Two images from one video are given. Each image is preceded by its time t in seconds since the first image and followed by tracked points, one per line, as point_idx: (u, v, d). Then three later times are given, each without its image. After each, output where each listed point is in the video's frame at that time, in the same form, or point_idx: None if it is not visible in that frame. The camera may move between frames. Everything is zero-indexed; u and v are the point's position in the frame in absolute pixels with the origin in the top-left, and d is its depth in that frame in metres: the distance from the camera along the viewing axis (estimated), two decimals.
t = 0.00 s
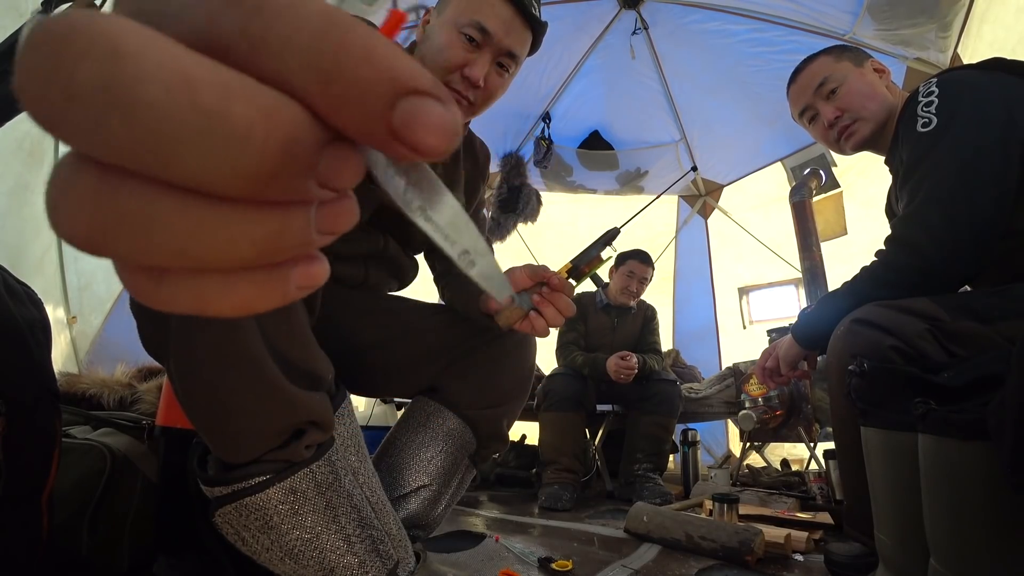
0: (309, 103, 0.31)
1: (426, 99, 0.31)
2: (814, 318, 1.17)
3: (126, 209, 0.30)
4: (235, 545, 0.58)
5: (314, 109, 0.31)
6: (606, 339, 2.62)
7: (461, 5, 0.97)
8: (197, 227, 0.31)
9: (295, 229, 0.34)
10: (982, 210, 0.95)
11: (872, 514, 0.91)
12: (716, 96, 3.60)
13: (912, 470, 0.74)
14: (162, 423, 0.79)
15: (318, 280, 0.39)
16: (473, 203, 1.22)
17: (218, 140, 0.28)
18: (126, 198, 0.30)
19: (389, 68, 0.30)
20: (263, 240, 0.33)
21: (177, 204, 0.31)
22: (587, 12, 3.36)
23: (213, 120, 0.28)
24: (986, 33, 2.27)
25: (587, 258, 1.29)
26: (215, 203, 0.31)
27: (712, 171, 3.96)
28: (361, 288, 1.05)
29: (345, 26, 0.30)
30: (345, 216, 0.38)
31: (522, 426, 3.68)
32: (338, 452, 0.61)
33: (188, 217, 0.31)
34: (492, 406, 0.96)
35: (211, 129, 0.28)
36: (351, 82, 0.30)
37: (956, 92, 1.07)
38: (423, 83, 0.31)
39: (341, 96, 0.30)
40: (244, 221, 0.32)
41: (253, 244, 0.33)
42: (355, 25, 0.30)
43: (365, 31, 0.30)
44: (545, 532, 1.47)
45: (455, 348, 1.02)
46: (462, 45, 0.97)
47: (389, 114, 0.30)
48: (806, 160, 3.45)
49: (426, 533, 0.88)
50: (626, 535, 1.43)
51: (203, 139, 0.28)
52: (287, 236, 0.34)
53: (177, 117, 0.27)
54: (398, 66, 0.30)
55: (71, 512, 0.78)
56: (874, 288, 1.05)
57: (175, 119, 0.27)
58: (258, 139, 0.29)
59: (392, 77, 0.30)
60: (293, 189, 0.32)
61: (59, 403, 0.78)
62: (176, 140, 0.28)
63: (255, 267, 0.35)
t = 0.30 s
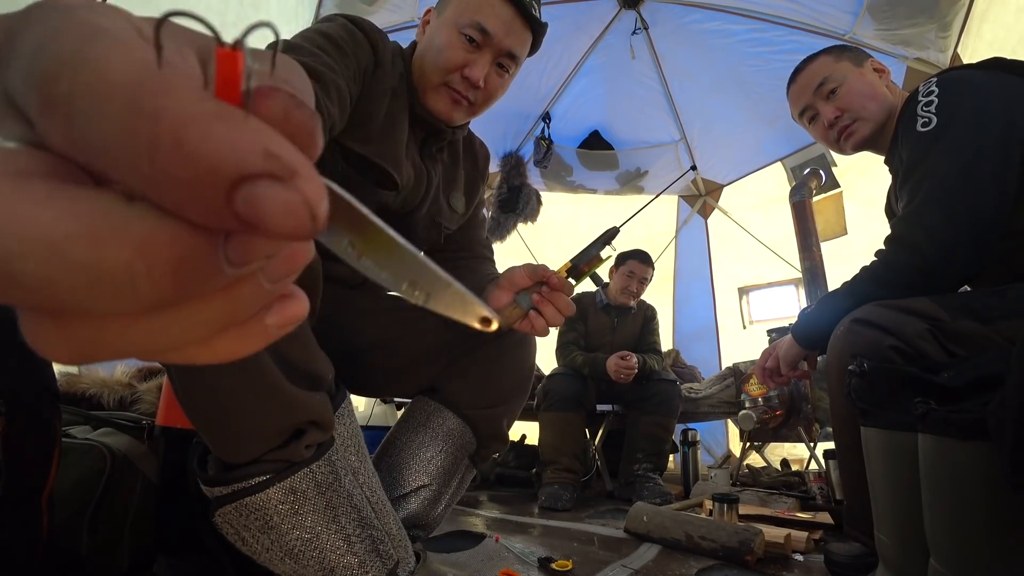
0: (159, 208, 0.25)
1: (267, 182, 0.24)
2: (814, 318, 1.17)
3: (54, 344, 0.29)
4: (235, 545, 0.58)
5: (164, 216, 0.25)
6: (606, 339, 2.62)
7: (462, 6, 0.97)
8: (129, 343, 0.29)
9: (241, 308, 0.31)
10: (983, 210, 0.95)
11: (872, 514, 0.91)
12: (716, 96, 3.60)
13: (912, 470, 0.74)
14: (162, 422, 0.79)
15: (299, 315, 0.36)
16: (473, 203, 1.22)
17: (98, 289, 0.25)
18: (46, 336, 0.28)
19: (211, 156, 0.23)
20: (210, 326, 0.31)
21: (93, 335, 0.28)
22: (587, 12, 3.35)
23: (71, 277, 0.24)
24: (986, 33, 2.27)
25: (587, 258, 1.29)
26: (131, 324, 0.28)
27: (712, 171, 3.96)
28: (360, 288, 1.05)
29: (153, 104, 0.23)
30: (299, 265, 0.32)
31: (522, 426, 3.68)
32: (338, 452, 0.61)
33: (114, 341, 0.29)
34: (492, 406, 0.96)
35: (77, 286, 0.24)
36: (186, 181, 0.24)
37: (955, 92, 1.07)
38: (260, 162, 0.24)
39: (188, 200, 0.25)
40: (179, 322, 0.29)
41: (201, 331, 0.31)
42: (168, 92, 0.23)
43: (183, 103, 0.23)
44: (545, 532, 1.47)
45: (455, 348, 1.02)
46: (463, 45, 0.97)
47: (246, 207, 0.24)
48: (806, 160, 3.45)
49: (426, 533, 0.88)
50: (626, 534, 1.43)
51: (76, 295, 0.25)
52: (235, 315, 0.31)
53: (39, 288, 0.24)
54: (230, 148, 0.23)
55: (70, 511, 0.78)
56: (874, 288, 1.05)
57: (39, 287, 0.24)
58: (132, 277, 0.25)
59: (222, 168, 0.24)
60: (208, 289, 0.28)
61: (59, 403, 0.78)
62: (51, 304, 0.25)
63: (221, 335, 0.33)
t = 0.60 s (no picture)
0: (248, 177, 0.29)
1: (359, 143, 0.28)
2: (814, 318, 1.17)
3: (139, 315, 0.31)
4: (236, 545, 0.58)
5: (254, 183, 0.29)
6: (606, 339, 2.62)
7: (461, 5, 0.97)
8: (210, 309, 0.32)
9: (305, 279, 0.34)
10: (983, 211, 0.95)
11: (871, 514, 0.91)
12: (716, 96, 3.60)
13: (912, 470, 0.74)
14: (162, 422, 0.79)
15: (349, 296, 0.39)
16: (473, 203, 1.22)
17: (193, 255, 0.28)
18: (134, 307, 0.31)
19: (304, 123, 0.27)
20: (274, 301, 0.34)
21: (180, 301, 0.31)
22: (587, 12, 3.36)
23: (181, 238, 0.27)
24: (986, 33, 2.27)
25: (587, 258, 1.29)
26: (216, 288, 0.32)
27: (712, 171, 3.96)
28: (361, 287, 1.05)
29: (249, 77, 0.28)
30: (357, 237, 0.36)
31: (522, 426, 3.68)
32: (338, 452, 0.61)
33: (199, 306, 0.32)
34: (492, 406, 0.96)
35: (185, 248, 0.28)
36: (279, 150, 0.28)
37: (955, 92, 1.07)
38: (352, 126, 0.28)
39: (277, 169, 0.28)
40: (248, 293, 0.32)
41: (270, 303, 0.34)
42: (264, 71, 0.28)
43: (277, 78, 0.28)
44: (545, 532, 1.47)
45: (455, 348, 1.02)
46: (463, 45, 0.97)
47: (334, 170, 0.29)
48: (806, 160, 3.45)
49: (425, 533, 0.88)
50: (626, 534, 1.43)
51: (180, 254, 0.28)
52: (297, 288, 0.34)
53: (151, 251, 0.27)
54: (321, 119, 0.28)
55: (71, 511, 0.78)
56: (874, 288, 1.05)
57: (148, 249, 0.27)
58: (229, 238, 0.28)
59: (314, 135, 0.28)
60: (285, 258, 0.32)
61: (59, 403, 0.78)
62: (157, 267, 0.28)
63: (281, 311, 0.36)
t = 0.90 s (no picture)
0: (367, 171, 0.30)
1: (477, 152, 0.30)
2: (814, 318, 1.17)
3: (236, 297, 0.31)
4: (236, 545, 0.58)
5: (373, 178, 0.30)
6: (606, 339, 2.62)
7: (461, 5, 0.97)
8: (301, 297, 0.33)
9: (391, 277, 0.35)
10: (983, 211, 0.95)
11: (871, 514, 0.91)
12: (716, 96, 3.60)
13: (912, 469, 0.74)
14: (162, 422, 0.79)
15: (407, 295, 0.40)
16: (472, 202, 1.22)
17: (318, 244, 0.29)
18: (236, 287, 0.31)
19: (440, 125, 0.29)
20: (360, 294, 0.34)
21: (277, 287, 0.32)
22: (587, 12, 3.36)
23: (315, 225, 0.29)
24: (986, 33, 2.27)
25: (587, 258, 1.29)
26: (312, 279, 0.32)
27: (712, 171, 3.96)
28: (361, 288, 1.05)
29: (380, 85, 0.29)
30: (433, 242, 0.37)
31: (522, 426, 3.68)
32: (338, 451, 0.61)
33: (300, 293, 0.32)
34: (492, 406, 0.96)
35: (315, 235, 0.29)
36: (410, 147, 0.30)
37: (955, 92, 1.07)
38: (472, 137, 0.30)
39: (401, 170, 0.30)
40: (340, 285, 0.33)
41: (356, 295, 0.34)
42: (394, 82, 0.29)
43: (406, 90, 0.29)
44: (545, 532, 1.47)
45: (455, 348, 1.02)
46: (463, 45, 0.97)
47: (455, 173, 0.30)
48: (806, 160, 3.45)
49: (425, 533, 0.88)
50: (626, 534, 1.43)
51: (308, 241, 0.29)
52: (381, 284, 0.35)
53: (285, 234, 0.28)
54: (452, 125, 0.30)
55: (71, 511, 0.78)
56: (874, 288, 1.05)
57: (277, 235, 0.28)
58: (356, 231, 0.30)
59: (453, 139, 0.30)
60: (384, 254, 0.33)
61: (60, 403, 0.78)
62: (282, 253, 0.29)
63: (355, 304, 0.36)
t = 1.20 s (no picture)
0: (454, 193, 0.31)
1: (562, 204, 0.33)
2: (814, 318, 1.17)
3: (298, 288, 0.30)
4: (236, 545, 0.58)
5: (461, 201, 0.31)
6: (606, 339, 2.62)
7: (461, 5, 0.97)
8: (346, 297, 0.31)
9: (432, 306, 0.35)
10: (983, 211, 0.95)
11: (871, 514, 0.91)
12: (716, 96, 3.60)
13: (912, 470, 0.74)
14: (162, 422, 0.79)
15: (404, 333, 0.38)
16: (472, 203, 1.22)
17: (415, 251, 0.30)
18: (305, 277, 0.30)
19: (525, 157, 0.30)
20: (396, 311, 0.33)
21: (335, 280, 0.30)
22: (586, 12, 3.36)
23: (419, 229, 0.29)
24: (986, 33, 2.27)
25: (587, 258, 1.29)
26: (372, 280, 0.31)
27: (712, 171, 3.96)
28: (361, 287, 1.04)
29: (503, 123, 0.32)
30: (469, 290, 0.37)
31: (522, 426, 3.68)
32: (338, 451, 0.60)
33: (360, 298, 0.31)
34: (492, 406, 0.96)
35: (415, 239, 0.29)
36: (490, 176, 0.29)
37: (955, 92, 1.07)
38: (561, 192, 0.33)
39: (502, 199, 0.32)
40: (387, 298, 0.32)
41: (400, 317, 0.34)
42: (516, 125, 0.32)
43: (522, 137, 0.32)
44: (545, 532, 1.47)
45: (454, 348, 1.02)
46: (463, 46, 0.97)
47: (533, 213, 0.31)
48: (806, 160, 3.45)
49: (426, 533, 0.88)
50: (626, 534, 1.43)
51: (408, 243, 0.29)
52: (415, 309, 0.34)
53: (396, 231, 0.29)
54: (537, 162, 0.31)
55: (71, 511, 0.78)
56: (874, 288, 1.05)
57: (388, 230, 0.28)
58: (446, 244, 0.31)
59: (523, 173, 0.29)
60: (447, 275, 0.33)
61: (59, 403, 0.78)
62: (382, 246, 0.29)
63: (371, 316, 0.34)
